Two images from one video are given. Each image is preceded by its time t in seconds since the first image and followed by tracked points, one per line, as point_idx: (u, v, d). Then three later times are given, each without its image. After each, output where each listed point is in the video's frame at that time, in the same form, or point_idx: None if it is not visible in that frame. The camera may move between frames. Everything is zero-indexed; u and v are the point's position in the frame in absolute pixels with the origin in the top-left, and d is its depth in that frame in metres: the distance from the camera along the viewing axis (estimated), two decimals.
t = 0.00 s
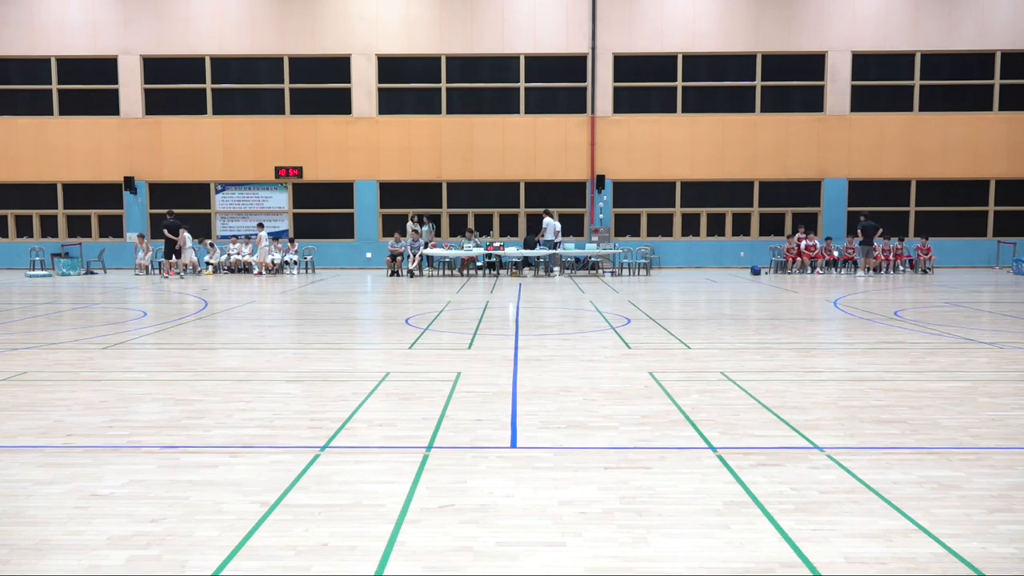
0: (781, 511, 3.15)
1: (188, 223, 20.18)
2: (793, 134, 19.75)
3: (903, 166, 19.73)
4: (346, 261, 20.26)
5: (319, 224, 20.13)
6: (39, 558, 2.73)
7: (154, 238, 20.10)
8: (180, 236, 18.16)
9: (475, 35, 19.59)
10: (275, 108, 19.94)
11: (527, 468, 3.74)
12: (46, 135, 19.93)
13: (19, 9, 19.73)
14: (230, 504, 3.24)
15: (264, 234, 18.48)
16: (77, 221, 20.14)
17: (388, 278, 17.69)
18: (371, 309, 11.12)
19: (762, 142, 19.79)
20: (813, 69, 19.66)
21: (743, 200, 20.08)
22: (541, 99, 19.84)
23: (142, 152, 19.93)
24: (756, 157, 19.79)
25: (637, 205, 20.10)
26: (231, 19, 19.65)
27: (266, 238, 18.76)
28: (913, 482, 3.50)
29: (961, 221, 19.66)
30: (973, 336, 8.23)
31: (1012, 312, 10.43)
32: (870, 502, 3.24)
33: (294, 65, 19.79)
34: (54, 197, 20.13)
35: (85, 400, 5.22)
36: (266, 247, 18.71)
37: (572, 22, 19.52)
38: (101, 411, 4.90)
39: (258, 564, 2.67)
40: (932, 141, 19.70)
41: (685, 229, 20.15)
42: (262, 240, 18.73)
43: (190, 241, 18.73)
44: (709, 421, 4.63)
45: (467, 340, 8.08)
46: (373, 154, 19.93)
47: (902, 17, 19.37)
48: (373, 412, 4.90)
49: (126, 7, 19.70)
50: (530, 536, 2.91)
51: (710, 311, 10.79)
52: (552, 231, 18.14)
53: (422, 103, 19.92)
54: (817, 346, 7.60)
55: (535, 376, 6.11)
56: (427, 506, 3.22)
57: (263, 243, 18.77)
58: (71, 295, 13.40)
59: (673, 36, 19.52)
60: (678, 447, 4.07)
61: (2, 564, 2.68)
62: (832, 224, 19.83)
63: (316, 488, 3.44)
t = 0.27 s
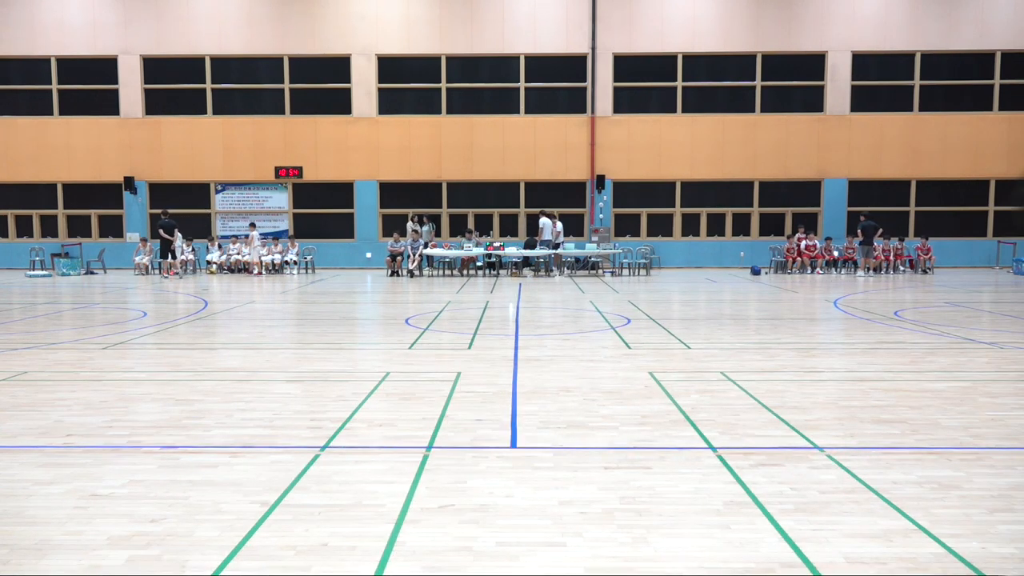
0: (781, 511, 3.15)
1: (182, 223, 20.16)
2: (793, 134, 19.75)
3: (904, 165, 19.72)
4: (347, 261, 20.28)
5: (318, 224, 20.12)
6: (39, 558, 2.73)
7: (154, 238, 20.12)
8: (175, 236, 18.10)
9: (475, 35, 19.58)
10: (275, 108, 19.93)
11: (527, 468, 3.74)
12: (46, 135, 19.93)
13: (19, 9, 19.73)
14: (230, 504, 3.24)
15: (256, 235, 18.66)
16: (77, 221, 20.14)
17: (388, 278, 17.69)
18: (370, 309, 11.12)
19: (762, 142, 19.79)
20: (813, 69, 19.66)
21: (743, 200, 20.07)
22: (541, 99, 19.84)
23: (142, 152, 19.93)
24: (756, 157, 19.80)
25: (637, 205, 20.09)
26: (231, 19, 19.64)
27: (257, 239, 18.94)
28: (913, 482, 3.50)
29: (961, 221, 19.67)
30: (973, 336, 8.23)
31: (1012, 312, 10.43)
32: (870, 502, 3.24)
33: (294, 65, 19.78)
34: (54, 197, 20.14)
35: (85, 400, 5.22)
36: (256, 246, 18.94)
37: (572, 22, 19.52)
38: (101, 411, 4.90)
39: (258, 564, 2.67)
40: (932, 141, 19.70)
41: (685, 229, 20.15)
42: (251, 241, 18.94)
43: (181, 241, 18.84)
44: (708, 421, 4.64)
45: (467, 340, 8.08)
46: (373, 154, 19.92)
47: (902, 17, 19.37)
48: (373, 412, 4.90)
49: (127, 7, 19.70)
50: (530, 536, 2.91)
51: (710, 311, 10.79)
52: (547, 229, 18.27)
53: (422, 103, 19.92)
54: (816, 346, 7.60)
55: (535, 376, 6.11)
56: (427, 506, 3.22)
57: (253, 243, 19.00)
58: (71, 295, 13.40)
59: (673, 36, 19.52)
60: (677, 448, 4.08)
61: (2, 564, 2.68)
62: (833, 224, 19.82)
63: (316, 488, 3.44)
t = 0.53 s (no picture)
0: (781, 511, 3.15)
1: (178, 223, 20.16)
2: (793, 134, 19.76)
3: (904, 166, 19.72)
4: (346, 261, 20.28)
5: (319, 224, 20.13)
6: (39, 558, 2.73)
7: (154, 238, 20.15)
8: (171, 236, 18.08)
9: (475, 35, 19.58)
10: (275, 108, 19.93)
11: (528, 468, 3.74)
12: (46, 135, 19.94)
13: (19, 9, 19.73)
14: (231, 505, 3.24)
15: (246, 234, 18.77)
16: (77, 221, 20.17)
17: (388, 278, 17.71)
18: (370, 309, 11.13)
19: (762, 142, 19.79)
20: (813, 69, 19.66)
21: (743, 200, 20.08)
22: (541, 99, 19.84)
23: (142, 152, 19.94)
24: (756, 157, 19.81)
25: (637, 205, 20.10)
26: (231, 19, 19.63)
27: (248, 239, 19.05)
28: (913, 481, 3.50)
29: (961, 221, 19.67)
30: (974, 336, 8.23)
31: (1012, 312, 10.44)
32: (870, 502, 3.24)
33: (294, 65, 19.78)
34: (54, 197, 20.17)
35: (84, 400, 5.22)
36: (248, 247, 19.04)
37: (572, 22, 19.51)
38: (102, 411, 4.91)
39: (258, 564, 2.67)
40: (932, 141, 19.70)
41: (685, 229, 20.15)
42: (241, 241, 19.06)
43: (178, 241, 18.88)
44: (709, 421, 4.64)
45: (466, 340, 8.09)
46: (373, 154, 19.92)
47: (902, 17, 19.37)
48: (373, 412, 4.90)
49: (126, 7, 19.70)
50: (531, 536, 2.91)
51: (710, 311, 10.80)
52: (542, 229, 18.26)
53: (422, 103, 19.92)
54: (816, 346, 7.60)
55: (535, 376, 6.11)
56: (427, 506, 3.22)
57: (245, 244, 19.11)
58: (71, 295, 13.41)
59: (673, 37, 19.51)
60: (678, 447, 4.08)
61: (2, 564, 2.68)
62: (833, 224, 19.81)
63: (316, 488, 3.44)
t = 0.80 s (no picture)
0: (781, 511, 3.15)
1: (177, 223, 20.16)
2: (793, 134, 19.75)
3: (904, 166, 19.71)
4: (347, 261, 20.29)
5: (319, 224, 20.13)
6: (39, 558, 2.73)
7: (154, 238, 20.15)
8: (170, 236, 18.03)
9: (475, 35, 19.58)
10: (275, 108, 19.93)
11: (528, 468, 3.74)
12: (46, 135, 19.95)
13: (19, 9, 19.73)
14: (231, 504, 3.24)
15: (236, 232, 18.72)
16: (77, 221, 20.17)
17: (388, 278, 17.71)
18: (371, 309, 11.14)
19: (762, 142, 19.78)
20: (813, 69, 19.65)
21: (743, 200, 20.06)
22: (541, 99, 19.85)
23: (142, 152, 19.94)
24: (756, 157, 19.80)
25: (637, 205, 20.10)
26: (231, 19, 19.64)
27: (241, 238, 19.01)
28: (913, 482, 3.50)
29: (961, 221, 19.67)
30: (974, 337, 8.22)
31: (1012, 312, 10.44)
32: (870, 502, 3.24)
33: (294, 65, 19.78)
34: (54, 197, 20.17)
35: (84, 400, 5.22)
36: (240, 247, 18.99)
37: (572, 22, 19.51)
38: (102, 411, 4.90)
39: (259, 564, 2.67)
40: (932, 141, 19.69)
41: (685, 229, 20.14)
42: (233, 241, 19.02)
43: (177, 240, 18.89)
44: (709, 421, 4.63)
45: (467, 340, 8.09)
46: (373, 154, 19.92)
47: (902, 16, 19.37)
48: (374, 412, 4.90)
49: (126, 7, 19.69)
50: (530, 537, 2.91)
51: (710, 311, 10.80)
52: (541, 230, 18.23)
53: (422, 103, 19.92)
54: (816, 346, 7.60)
55: (535, 376, 6.11)
56: (427, 506, 3.22)
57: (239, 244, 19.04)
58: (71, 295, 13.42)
59: (673, 37, 19.51)
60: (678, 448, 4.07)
61: (2, 564, 2.68)
62: (833, 224, 19.81)
63: (316, 488, 3.44)
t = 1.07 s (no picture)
0: (781, 511, 3.15)
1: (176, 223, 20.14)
2: (793, 134, 19.76)
3: (904, 166, 19.72)
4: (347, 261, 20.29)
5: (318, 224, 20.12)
6: (40, 558, 2.73)
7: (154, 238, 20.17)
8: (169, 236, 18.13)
9: (475, 35, 19.59)
10: (275, 108, 19.93)
11: (528, 468, 3.74)
12: (46, 135, 19.96)
13: (19, 9, 19.73)
14: (231, 505, 3.24)
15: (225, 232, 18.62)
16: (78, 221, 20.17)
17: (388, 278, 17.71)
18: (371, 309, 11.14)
19: (762, 142, 19.78)
20: (813, 69, 19.65)
21: (743, 200, 20.06)
22: (541, 99, 19.85)
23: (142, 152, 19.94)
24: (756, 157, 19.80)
25: (637, 205, 20.10)
26: (231, 19, 19.64)
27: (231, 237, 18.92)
28: (913, 482, 3.50)
29: (961, 221, 19.67)
30: (973, 336, 8.23)
31: (1012, 312, 10.44)
32: (870, 502, 3.24)
33: (294, 65, 19.78)
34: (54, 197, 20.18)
35: (84, 400, 5.22)
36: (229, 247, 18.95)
37: (572, 22, 19.51)
38: (101, 411, 4.90)
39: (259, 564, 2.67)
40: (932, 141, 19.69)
41: (685, 229, 20.14)
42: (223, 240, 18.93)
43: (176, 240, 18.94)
44: (709, 421, 4.64)
45: (467, 340, 8.09)
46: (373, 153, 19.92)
47: (902, 17, 19.37)
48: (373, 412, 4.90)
49: (126, 7, 19.69)
50: (530, 537, 2.91)
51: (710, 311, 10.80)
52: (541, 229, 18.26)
53: (423, 103, 19.92)
54: (816, 346, 7.61)
55: (535, 376, 6.11)
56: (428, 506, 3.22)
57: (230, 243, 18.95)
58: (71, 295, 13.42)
59: (673, 37, 19.51)
60: (678, 448, 4.08)
61: (2, 564, 2.68)
62: (833, 224, 19.80)
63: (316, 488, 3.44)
